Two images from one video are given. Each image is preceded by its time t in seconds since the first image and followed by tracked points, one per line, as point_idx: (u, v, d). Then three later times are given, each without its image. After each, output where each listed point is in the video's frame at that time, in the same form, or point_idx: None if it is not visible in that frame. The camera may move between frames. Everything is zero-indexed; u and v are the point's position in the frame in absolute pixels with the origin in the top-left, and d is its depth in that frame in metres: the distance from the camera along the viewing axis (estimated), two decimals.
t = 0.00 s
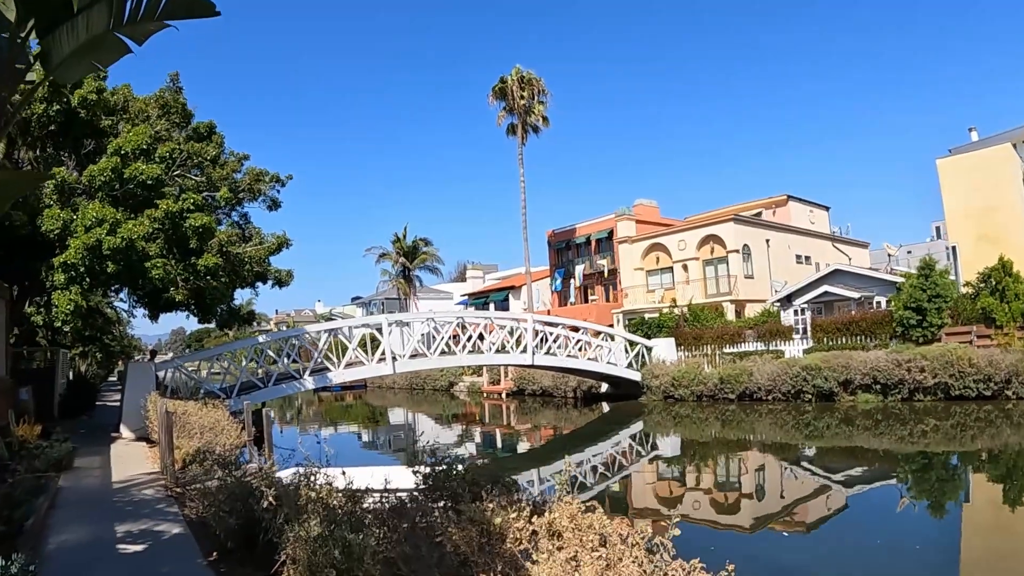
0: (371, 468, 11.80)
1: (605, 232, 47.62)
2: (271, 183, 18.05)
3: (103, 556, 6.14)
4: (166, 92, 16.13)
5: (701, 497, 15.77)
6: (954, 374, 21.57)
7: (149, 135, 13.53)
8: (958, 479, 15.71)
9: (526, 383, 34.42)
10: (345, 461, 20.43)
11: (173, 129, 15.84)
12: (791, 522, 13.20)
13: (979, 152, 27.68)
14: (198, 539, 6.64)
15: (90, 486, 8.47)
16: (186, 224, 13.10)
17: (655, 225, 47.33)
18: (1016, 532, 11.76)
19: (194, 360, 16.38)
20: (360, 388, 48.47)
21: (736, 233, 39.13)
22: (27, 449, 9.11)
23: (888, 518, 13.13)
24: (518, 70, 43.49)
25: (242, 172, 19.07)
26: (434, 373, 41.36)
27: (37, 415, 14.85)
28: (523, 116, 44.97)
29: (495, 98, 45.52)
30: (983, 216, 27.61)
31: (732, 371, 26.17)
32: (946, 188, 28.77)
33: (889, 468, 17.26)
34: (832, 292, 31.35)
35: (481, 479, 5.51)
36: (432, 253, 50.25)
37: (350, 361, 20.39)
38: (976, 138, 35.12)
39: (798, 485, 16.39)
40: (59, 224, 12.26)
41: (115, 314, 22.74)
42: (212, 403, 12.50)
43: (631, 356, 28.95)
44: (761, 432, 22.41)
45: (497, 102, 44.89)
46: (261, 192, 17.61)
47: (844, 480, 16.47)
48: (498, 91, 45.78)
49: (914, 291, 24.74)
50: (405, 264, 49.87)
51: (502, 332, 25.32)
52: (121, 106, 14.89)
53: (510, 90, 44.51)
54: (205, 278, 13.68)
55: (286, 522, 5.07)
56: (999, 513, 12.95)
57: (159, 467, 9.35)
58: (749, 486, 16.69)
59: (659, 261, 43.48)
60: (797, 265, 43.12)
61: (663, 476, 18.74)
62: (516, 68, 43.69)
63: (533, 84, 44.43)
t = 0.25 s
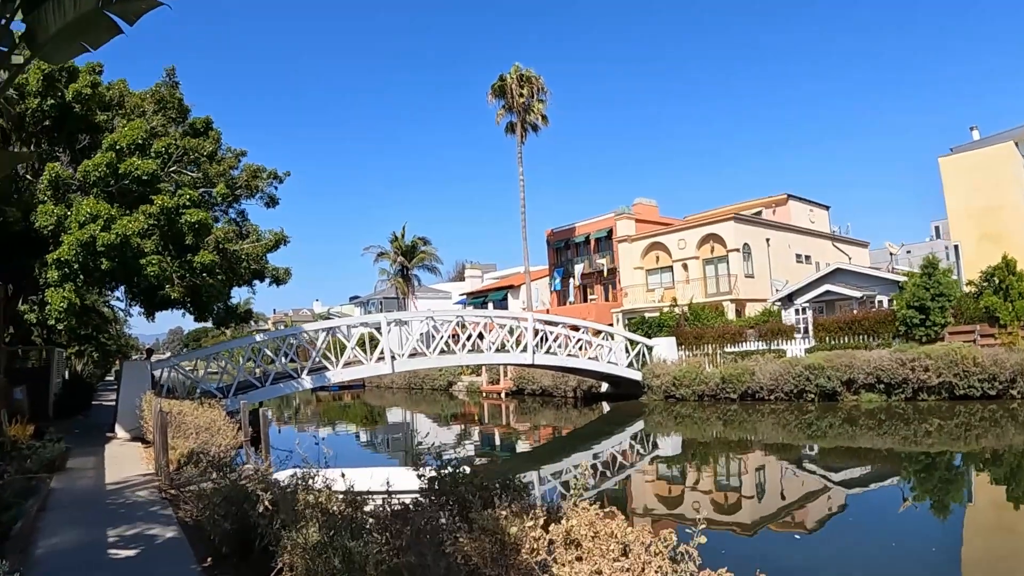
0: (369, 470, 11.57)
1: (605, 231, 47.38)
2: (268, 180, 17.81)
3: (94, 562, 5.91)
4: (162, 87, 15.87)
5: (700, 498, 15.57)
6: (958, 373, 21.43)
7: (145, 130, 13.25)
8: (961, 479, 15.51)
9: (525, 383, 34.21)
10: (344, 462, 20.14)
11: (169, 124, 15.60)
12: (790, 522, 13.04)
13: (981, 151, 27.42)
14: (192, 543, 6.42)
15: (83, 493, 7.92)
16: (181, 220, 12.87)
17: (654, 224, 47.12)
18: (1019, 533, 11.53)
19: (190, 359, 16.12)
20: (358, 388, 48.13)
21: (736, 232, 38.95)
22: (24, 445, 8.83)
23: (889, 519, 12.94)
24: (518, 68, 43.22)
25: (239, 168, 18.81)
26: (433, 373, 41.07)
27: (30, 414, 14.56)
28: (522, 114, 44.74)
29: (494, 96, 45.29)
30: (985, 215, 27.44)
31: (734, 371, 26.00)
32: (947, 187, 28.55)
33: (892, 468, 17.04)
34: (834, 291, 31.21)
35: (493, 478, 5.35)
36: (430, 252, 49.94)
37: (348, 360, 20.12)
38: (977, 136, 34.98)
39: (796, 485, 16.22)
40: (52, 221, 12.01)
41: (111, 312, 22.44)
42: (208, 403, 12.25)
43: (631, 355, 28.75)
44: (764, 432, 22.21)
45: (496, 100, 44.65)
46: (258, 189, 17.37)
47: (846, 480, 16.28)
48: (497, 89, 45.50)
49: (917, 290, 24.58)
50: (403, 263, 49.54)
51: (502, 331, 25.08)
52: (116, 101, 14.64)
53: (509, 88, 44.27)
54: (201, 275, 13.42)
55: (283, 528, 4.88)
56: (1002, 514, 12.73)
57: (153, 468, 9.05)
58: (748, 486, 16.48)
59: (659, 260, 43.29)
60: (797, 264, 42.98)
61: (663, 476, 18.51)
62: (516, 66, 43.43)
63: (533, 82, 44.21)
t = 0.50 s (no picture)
0: (369, 472, 11.36)
1: (605, 228, 47.09)
2: (266, 176, 17.55)
3: (84, 571, 5.65)
4: (158, 81, 15.57)
5: (701, 498, 15.33)
6: (964, 372, 21.24)
7: (141, 125, 12.95)
8: (965, 479, 15.26)
9: (525, 382, 33.97)
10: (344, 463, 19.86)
11: (165, 119, 15.30)
12: (789, 521, 12.82)
13: (984, 149, 27.26)
14: (187, 550, 6.16)
15: (75, 497, 7.59)
16: (177, 216, 12.60)
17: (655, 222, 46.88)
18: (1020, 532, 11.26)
19: (186, 358, 15.83)
20: (356, 386, 47.80)
21: (737, 230, 38.73)
22: (21, 445, 8.54)
23: (891, 518, 12.70)
24: (518, 64, 42.92)
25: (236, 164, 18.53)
26: (432, 371, 40.78)
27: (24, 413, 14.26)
28: (522, 111, 44.43)
29: (494, 93, 44.99)
30: (989, 213, 27.24)
31: (737, 370, 25.79)
32: (950, 185, 28.36)
33: (896, 468, 16.79)
34: (836, 289, 31.01)
35: (509, 487, 5.12)
36: (429, 250, 49.60)
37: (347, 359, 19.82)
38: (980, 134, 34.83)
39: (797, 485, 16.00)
40: (46, 216, 11.74)
41: (107, 311, 22.16)
42: (205, 403, 11.98)
43: (632, 354, 28.51)
44: (767, 431, 22.00)
45: (496, 97, 44.33)
46: (256, 184, 17.10)
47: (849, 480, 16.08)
48: (497, 86, 45.19)
49: (922, 288, 24.37)
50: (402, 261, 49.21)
51: (502, 329, 24.81)
52: (111, 95, 14.35)
53: (509, 85, 43.98)
54: (197, 272, 13.12)
55: (282, 540, 4.61)
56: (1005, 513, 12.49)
57: (149, 471, 8.76)
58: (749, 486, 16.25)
59: (659, 258, 43.07)
60: (798, 262, 42.80)
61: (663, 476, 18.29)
62: (515, 62, 43.12)
63: (532, 79, 43.92)
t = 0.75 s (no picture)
0: (371, 471, 11.21)
1: (606, 226, 46.78)
2: (266, 170, 17.34)
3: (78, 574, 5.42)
4: (157, 74, 15.32)
5: (704, 496, 15.11)
6: (971, 371, 21.01)
7: (140, 117, 12.70)
8: (972, 478, 15.02)
9: (527, 379, 33.77)
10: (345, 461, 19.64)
11: (164, 112, 15.07)
12: (789, 520, 12.58)
13: (989, 146, 27.02)
14: (186, 552, 5.94)
15: (73, 496, 7.41)
16: (176, 210, 12.36)
17: (656, 220, 46.64)
18: None
19: (186, 355, 15.60)
20: (357, 383, 47.56)
21: (740, 227, 38.51)
22: (18, 444, 8.30)
23: (892, 517, 12.48)
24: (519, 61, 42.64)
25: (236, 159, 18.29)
26: (433, 369, 40.55)
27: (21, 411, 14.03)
28: (524, 108, 44.16)
29: (494, 89, 44.72)
30: (994, 211, 27.01)
31: (741, 368, 25.59)
32: (955, 183, 28.11)
33: (901, 467, 16.55)
34: (840, 286, 30.80)
35: (528, 489, 4.90)
36: (430, 247, 49.33)
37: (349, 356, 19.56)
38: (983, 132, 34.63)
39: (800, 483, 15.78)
40: (43, 211, 11.48)
41: (107, 308, 21.95)
42: (204, 401, 11.75)
43: (636, 352, 28.32)
44: (772, 430, 21.80)
45: (497, 94, 44.05)
46: (256, 179, 16.87)
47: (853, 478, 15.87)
48: (498, 82, 44.90)
49: (927, 286, 24.17)
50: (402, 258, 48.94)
51: (505, 326, 24.59)
52: (110, 88, 14.11)
53: (510, 81, 43.72)
54: (197, 267, 12.89)
55: (285, 547, 4.37)
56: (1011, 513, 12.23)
57: (148, 470, 8.52)
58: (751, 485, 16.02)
59: (661, 255, 42.85)
60: (800, 260, 42.60)
61: (665, 475, 18.09)
62: (517, 59, 42.84)
63: (533, 75, 43.66)
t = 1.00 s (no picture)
0: (379, 471, 11.02)
1: (611, 223, 46.41)
2: (270, 165, 17.05)
3: None
4: (158, 67, 15.03)
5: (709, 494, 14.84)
6: (982, 369, 20.67)
7: (142, 110, 12.40)
8: (982, 477, 14.68)
9: (531, 377, 33.47)
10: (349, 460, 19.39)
11: (167, 105, 14.78)
12: (795, 520, 12.20)
13: (1000, 142, 26.60)
14: (190, 558, 5.69)
15: (73, 498, 7.15)
16: (179, 204, 12.09)
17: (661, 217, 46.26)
18: None
19: (188, 352, 15.33)
20: (360, 381, 47.31)
21: (746, 224, 38.17)
22: (16, 443, 8.01)
23: (901, 515, 12.12)
24: (524, 56, 42.26)
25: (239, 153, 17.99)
26: (437, 366, 40.29)
27: (20, 409, 13.75)
28: (528, 104, 43.79)
29: (498, 86, 44.36)
30: (1005, 208, 26.62)
31: (750, 365, 25.30)
32: (964, 180, 27.72)
33: (910, 465, 16.24)
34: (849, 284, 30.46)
35: (561, 493, 4.91)
36: (433, 244, 49.03)
37: (354, 353, 19.27)
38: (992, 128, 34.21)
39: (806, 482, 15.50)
40: (42, 205, 11.20)
41: (108, 304, 21.68)
42: (208, 399, 11.48)
43: (643, 349, 28.02)
44: (780, 428, 21.53)
45: (501, 90, 43.68)
46: (259, 174, 16.57)
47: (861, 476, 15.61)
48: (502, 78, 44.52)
49: (938, 283, 23.85)
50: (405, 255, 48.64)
51: (511, 324, 24.28)
52: (112, 80, 13.80)
53: (514, 77, 43.36)
54: (200, 263, 12.59)
55: (300, 558, 4.13)
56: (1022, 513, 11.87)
57: (150, 471, 8.22)
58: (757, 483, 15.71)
59: (666, 253, 42.52)
60: (806, 257, 42.26)
61: (671, 473, 17.79)
62: (521, 54, 42.45)
63: (538, 71, 43.27)
